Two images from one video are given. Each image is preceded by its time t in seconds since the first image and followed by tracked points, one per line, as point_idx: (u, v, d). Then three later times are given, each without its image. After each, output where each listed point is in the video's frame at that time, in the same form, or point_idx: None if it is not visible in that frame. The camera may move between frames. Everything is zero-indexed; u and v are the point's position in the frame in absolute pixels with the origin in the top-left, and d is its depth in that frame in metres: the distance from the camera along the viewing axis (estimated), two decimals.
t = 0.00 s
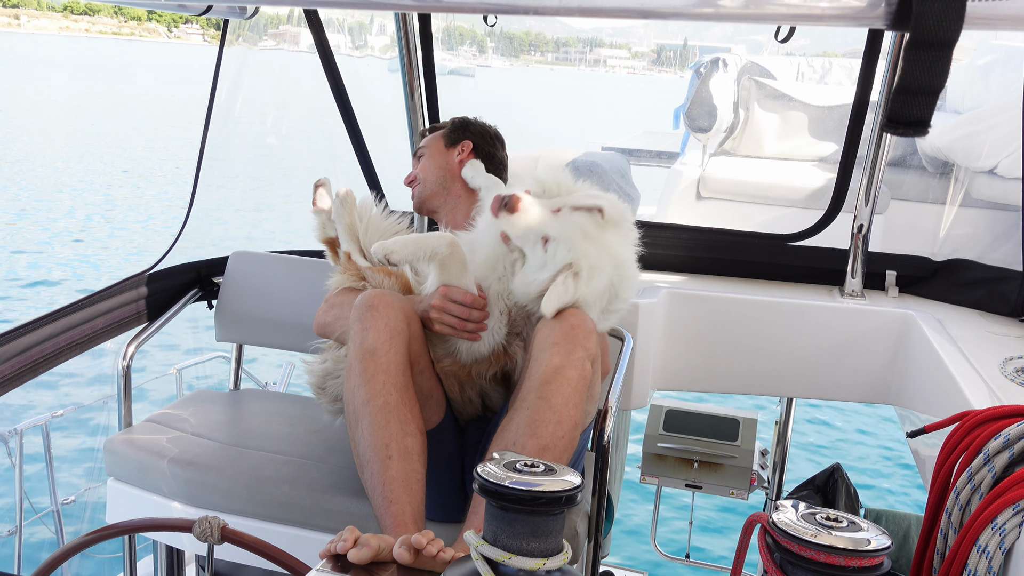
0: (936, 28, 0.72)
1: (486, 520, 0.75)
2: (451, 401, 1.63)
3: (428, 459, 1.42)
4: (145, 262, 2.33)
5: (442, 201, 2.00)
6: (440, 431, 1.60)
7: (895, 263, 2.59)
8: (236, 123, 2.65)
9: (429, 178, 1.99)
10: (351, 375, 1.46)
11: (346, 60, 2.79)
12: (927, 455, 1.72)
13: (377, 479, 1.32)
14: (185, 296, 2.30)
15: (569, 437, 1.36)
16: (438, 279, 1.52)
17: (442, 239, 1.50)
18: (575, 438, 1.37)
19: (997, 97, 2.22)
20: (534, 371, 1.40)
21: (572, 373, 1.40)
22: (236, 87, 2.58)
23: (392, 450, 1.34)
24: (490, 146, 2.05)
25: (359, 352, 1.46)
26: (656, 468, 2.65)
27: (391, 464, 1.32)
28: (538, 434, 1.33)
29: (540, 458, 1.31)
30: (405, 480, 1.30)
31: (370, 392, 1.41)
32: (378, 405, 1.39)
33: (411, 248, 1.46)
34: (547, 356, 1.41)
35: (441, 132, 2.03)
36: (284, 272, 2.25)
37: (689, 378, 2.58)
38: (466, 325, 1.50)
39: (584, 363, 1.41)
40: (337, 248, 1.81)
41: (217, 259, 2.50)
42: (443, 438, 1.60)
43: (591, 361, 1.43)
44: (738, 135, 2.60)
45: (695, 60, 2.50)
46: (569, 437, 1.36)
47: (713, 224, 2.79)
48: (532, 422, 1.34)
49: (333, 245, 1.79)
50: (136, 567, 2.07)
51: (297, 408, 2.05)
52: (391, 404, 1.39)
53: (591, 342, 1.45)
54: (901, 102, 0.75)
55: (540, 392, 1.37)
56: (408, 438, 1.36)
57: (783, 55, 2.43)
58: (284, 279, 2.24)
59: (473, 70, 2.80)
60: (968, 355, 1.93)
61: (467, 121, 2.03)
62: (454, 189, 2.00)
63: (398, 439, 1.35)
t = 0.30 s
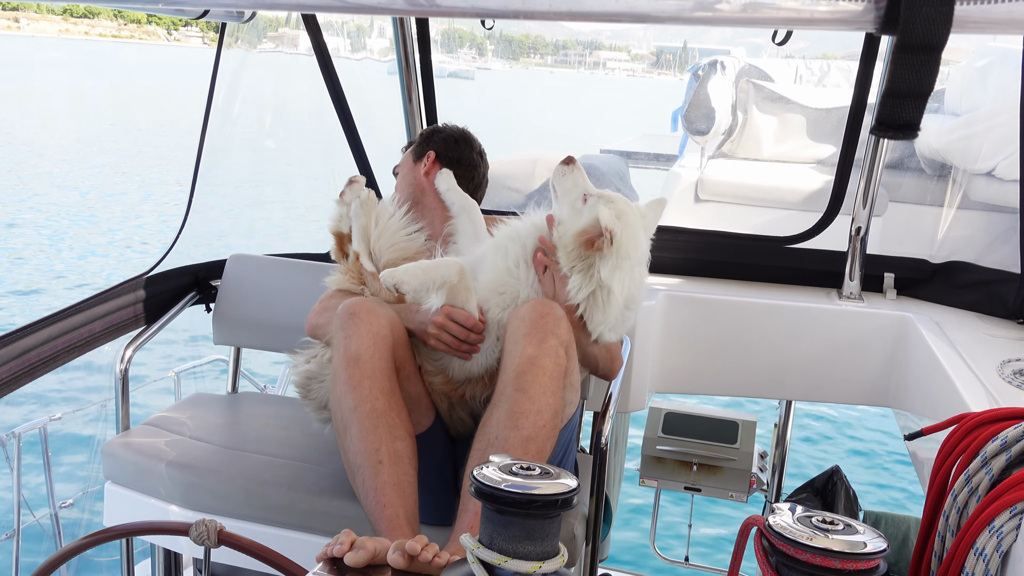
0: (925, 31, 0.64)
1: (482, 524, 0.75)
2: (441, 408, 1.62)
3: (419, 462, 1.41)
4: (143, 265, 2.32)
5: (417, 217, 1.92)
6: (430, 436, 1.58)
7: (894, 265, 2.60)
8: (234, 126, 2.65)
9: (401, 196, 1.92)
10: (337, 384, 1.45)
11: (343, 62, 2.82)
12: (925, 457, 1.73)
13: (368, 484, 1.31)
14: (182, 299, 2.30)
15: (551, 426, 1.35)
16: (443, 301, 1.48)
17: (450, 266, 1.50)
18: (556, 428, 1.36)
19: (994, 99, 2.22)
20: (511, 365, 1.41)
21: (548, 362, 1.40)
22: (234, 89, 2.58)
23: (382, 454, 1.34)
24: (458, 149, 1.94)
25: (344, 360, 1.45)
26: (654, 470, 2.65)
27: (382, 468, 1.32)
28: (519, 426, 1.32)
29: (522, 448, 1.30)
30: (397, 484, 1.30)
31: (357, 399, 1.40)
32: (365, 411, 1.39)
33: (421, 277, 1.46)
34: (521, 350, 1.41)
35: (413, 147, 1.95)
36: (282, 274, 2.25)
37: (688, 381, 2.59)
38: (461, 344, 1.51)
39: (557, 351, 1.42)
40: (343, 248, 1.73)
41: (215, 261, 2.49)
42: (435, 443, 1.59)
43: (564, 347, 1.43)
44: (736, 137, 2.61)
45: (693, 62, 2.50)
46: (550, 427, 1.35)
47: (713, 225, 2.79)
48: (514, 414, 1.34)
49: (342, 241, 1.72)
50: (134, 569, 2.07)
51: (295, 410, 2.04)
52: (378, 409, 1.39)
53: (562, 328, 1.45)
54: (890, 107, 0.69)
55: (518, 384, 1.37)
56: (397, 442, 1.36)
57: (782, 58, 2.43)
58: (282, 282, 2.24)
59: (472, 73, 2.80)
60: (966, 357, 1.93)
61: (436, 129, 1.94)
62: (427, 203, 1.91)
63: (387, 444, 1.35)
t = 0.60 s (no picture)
0: (925, 31, 0.66)
1: (481, 526, 0.74)
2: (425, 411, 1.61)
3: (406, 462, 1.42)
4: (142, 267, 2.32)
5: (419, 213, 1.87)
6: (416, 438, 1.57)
7: (892, 267, 2.60)
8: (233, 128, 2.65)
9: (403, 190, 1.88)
10: (317, 392, 1.44)
11: (341, 64, 2.84)
12: (924, 459, 1.72)
13: (357, 488, 1.31)
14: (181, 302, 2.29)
15: (540, 418, 1.36)
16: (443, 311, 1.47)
17: (453, 274, 1.49)
18: (545, 420, 1.37)
19: (992, 101, 2.23)
20: (497, 359, 1.41)
21: (533, 356, 1.40)
22: (233, 91, 2.58)
23: (368, 457, 1.34)
24: (467, 150, 1.87)
25: (322, 367, 1.45)
26: (653, 472, 2.65)
27: (370, 471, 1.32)
28: (510, 420, 1.33)
29: (515, 441, 1.31)
30: (386, 485, 1.31)
31: (338, 405, 1.40)
32: (347, 416, 1.39)
33: (425, 286, 1.47)
34: (506, 344, 1.41)
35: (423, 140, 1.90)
36: (280, 277, 2.24)
37: (686, 383, 2.58)
38: (460, 353, 1.52)
39: (542, 344, 1.42)
40: (351, 245, 1.75)
41: (214, 263, 2.47)
42: (425, 445, 1.57)
43: (548, 340, 1.44)
44: (734, 140, 2.61)
45: (690, 64, 2.51)
46: (540, 419, 1.36)
47: (712, 227, 2.78)
48: (504, 409, 1.34)
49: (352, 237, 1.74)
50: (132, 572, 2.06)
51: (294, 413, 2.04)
52: (361, 413, 1.39)
53: (545, 321, 1.46)
54: (891, 108, 0.70)
55: (505, 378, 1.37)
56: (383, 444, 1.36)
57: (781, 60, 2.44)
58: (280, 284, 2.24)
59: (471, 74, 2.80)
60: (965, 359, 1.94)
61: (447, 126, 1.88)
62: (429, 201, 1.85)
63: (373, 447, 1.35)
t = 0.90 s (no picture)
0: (927, 36, 0.61)
1: (478, 528, 0.74)
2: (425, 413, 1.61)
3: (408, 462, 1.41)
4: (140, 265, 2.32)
5: (433, 209, 1.92)
6: (416, 441, 1.57)
7: (889, 271, 2.60)
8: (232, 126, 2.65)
9: (420, 184, 1.91)
10: (320, 391, 1.45)
11: (342, 63, 2.82)
12: (922, 463, 1.72)
13: (357, 488, 1.31)
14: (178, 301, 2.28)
15: (538, 416, 1.36)
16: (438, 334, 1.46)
17: (446, 300, 1.45)
18: (544, 418, 1.38)
19: (991, 106, 2.23)
20: (496, 357, 1.40)
21: (532, 354, 1.40)
22: (232, 91, 2.59)
23: (369, 457, 1.34)
24: (486, 149, 1.94)
25: (324, 366, 1.45)
26: (650, 475, 2.65)
27: (371, 471, 1.32)
28: (510, 417, 1.33)
29: (515, 440, 1.32)
30: (387, 485, 1.30)
31: (340, 404, 1.40)
32: (349, 415, 1.39)
33: (423, 326, 1.41)
34: (505, 342, 1.41)
35: (436, 132, 1.91)
36: (279, 275, 2.24)
37: (683, 386, 2.58)
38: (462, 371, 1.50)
39: (541, 342, 1.42)
40: (356, 243, 1.76)
41: (212, 263, 2.47)
42: (424, 446, 1.57)
43: (546, 338, 1.44)
44: (733, 142, 2.61)
45: (691, 67, 2.51)
46: (538, 417, 1.36)
47: (711, 230, 2.79)
48: (502, 406, 1.34)
49: (354, 237, 1.76)
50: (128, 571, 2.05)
51: (292, 413, 2.04)
52: (362, 412, 1.39)
53: (544, 320, 1.45)
54: (892, 113, 0.64)
55: (505, 376, 1.37)
56: (384, 444, 1.36)
57: (780, 63, 2.44)
58: (279, 283, 2.24)
59: (470, 75, 2.80)
60: (962, 363, 1.94)
61: (466, 122, 1.91)
62: (447, 199, 1.91)
63: (374, 446, 1.35)
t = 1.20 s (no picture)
0: (951, 34, 0.68)
1: (481, 523, 0.74)
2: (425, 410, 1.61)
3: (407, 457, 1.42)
4: (143, 258, 2.33)
5: (445, 211, 1.93)
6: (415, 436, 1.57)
7: (892, 275, 2.58)
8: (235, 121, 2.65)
9: (434, 186, 1.91)
10: (320, 387, 1.45)
11: (347, 61, 2.82)
12: (922, 468, 1.73)
13: (358, 483, 1.32)
14: (180, 294, 2.29)
15: (532, 409, 1.36)
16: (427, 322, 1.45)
17: (435, 281, 1.44)
18: (537, 410, 1.37)
19: (994, 112, 2.24)
20: (488, 350, 1.40)
21: (523, 346, 1.40)
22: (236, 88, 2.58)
23: (369, 452, 1.34)
24: (502, 154, 1.93)
25: (323, 362, 1.46)
26: (647, 476, 2.64)
27: (370, 466, 1.33)
28: (503, 410, 1.33)
29: (509, 433, 1.31)
30: (387, 480, 1.31)
31: (339, 399, 1.41)
32: (348, 410, 1.39)
33: (411, 304, 1.40)
34: (497, 335, 1.41)
35: (452, 133, 1.90)
36: (282, 271, 2.24)
37: (683, 387, 2.58)
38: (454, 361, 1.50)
39: (531, 334, 1.42)
40: (359, 243, 1.78)
41: (214, 257, 2.50)
42: (423, 441, 1.58)
43: (537, 330, 1.43)
44: (736, 145, 2.62)
45: (695, 69, 2.51)
46: (532, 409, 1.35)
47: (711, 232, 2.79)
48: (495, 399, 1.34)
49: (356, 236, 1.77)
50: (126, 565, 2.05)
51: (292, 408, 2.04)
52: (362, 407, 1.39)
53: (534, 312, 1.45)
54: (914, 108, 0.70)
55: (497, 369, 1.37)
56: (384, 438, 1.36)
57: (782, 66, 2.45)
58: (281, 279, 2.23)
59: (473, 74, 2.80)
60: (964, 368, 1.94)
61: (483, 125, 1.91)
62: (460, 202, 1.92)
63: (374, 441, 1.36)
